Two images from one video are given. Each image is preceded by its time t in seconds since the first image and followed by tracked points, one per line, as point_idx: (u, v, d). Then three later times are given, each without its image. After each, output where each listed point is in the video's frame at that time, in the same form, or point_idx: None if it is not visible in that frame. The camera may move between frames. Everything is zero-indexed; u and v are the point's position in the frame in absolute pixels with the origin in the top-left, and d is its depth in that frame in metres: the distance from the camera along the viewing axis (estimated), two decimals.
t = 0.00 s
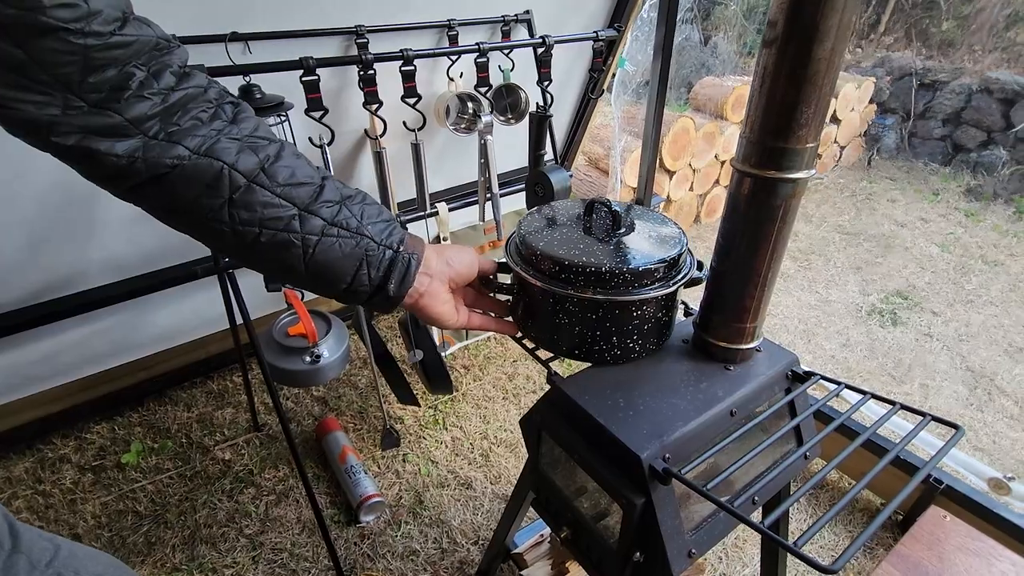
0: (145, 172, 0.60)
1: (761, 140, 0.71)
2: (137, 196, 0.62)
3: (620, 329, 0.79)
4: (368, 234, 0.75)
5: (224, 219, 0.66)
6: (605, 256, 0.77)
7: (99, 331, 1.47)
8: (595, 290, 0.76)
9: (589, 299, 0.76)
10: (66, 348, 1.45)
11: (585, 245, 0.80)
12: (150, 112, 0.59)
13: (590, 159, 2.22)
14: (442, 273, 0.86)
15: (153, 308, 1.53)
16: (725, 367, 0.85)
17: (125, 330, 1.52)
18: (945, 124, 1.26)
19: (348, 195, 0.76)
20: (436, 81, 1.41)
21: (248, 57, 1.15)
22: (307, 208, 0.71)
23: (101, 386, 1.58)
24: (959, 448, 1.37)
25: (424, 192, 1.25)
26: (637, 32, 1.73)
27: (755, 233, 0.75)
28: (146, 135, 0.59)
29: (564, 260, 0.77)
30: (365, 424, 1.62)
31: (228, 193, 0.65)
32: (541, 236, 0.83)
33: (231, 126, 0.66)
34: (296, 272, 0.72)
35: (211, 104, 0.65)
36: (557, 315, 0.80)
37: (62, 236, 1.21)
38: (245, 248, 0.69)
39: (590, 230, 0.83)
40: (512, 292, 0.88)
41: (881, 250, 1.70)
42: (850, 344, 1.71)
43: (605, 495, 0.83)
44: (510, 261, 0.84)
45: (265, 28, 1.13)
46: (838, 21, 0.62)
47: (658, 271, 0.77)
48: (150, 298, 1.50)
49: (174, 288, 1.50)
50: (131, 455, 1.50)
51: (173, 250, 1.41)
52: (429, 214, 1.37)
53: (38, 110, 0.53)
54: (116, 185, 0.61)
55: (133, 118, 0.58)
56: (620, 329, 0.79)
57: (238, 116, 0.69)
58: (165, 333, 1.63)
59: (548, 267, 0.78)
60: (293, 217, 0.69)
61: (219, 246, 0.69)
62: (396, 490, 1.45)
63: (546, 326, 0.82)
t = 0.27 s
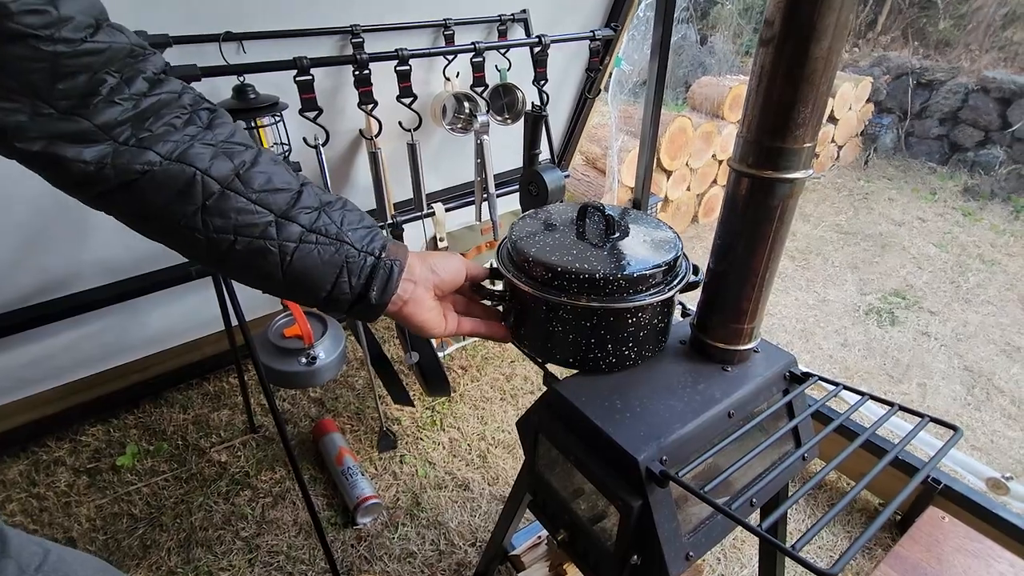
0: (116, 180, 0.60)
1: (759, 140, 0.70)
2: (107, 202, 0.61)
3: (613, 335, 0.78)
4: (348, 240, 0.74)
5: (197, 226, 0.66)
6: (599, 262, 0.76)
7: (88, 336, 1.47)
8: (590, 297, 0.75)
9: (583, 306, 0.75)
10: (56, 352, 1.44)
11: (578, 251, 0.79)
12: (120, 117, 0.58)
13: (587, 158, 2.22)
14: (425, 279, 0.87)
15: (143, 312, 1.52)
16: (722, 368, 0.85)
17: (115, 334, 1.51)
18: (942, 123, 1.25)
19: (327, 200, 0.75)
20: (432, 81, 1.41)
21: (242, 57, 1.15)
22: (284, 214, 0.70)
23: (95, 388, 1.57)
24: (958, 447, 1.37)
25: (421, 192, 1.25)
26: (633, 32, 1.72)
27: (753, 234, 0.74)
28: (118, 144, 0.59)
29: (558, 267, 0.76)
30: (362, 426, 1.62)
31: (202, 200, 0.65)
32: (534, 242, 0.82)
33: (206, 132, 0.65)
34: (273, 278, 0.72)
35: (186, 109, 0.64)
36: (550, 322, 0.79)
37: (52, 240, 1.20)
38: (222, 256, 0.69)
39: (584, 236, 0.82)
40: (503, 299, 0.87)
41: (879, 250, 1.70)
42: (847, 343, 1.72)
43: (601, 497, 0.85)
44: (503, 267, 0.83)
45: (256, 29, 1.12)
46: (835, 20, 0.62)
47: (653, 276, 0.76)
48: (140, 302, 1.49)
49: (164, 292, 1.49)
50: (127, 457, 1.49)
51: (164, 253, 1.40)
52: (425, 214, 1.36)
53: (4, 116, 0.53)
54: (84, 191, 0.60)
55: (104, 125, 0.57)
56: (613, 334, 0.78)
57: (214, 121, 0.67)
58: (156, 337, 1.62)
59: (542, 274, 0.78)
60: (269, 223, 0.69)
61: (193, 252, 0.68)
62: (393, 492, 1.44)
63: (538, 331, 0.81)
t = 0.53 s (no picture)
0: (41, 148, 0.49)
1: (760, 135, 0.69)
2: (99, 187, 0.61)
3: (614, 331, 0.78)
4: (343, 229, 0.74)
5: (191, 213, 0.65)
6: (600, 257, 0.76)
7: (84, 334, 1.46)
8: (590, 292, 0.75)
9: (583, 301, 0.75)
10: (52, 351, 1.43)
11: (580, 246, 0.78)
12: (69, 93, 0.49)
13: (586, 156, 2.21)
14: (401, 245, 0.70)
15: (140, 310, 1.51)
16: (724, 366, 0.84)
17: (112, 332, 1.50)
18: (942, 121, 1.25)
19: (299, 166, 0.63)
20: (430, 78, 1.40)
21: (239, 52, 1.14)
22: (243, 184, 0.58)
23: (92, 387, 1.56)
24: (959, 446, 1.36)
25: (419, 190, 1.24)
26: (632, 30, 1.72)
27: (755, 231, 0.74)
28: (52, 112, 0.49)
29: (559, 262, 0.75)
30: (360, 425, 1.61)
31: (149, 172, 0.53)
32: (535, 236, 0.81)
33: (168, 97, 0.55)
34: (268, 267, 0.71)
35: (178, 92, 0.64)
36: (551, 317, 0.79)
37: (48, 237, 1.20)
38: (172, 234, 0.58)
39: (586, 231, 0.82)
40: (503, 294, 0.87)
41: (880, 248, 1.67)
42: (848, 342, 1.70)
43: (602, 496, 0.83)
44: (504, 262, 0.83)
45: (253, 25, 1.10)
46: (838, 14, 0.61)
47: (654, 272, 0.75)
48: (136, 300, 1.48)
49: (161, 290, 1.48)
50: (124, 457, 1.48)
51: (161, 249, 1.39)
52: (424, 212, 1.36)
53: None
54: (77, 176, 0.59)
55: (47, 101, 0.48)
56: (614, 330, 0.78)
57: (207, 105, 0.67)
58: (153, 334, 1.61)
59: (543, 269, 0.77)
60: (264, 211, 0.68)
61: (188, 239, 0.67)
62: (392, 491, 1.44)
63: (539, 326, 0.81)
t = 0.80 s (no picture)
0: None
1: (762, 133, 0.69)
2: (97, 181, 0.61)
3: (614, 330, 0.78)
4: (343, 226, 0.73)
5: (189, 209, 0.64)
6: (601, 256, 0.76)
7: (82, 334, 1.45)
8: (591, 291, 0.74)
9: (584, 300, 0.74)
10: (50, 351, 1.43)
11: (581, 244, 0.78)
12: None
13: (586, 155, 2.21)
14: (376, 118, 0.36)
15: (140, 310, 1.51)
16: (725, 364, 0.84)
17: (112, 332, 1.50)
18: (945, 120, 1.23)
19: (208, 61, 0.39)
20: (429, 76, 1.40)
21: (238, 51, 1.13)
22: (157, 104, 0.37)
23: (91, 388, 1.55)
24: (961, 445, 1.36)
25: (418, 189, 1.24)
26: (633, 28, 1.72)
27: (757, 229, 0.73)
28: None
29: (559, 261, 0.75)
30: (360, 424, 1.61)
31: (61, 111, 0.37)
32: (535, 234, 0.81)
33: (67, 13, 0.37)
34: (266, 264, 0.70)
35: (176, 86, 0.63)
36: (551, 316, 0.79)
37: (47, 236, 1.19)
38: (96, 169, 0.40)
39: (587, 230, 0.81)
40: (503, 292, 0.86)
41: (879, 246, 1.75)
42: (849, 341, 1.62)
43: (603, 495, 0.83)
44: (504, 260, 0.82)
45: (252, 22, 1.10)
46: (840, 11, 0.61)
47: (655, 272, 0.75)
48: (135, 299, 1.48)
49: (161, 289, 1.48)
50: (123, 457, 1.47)
51: (160, 248, 1.39)
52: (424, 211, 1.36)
53: None
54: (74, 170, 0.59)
55: None
56: (614, 330, 0.78)
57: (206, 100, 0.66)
58: (153, 334, 1.61)
59: (543, 268, 0.77)
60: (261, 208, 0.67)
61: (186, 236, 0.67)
62: (392, 491, 1.43)
63: (539, 326, 0.81)
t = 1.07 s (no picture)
0: (18, 118, 0.40)
1: (763, 131, 0.69)
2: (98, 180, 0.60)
3: (615, 329, 0.78)
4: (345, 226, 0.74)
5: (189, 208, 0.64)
6: (601, 254, 0.76)
7: (83, 333, 1.45)
8: (591, 291, 0.74)
9: (585, 299, 0.74)
10: (51, 351, 1.43)
11: (581, 243, 0.78)
12: (42, 59, 0.39)
13: (586, 154, 2.21)
14: (420, 184, 0.46)
15: (140, 309, 1.51)
16: (726, 363, 0.83)
17: (113, 331, 1.50)
18: (942, 119, 1.24)
19: (258, 90, 0.43)
20: (429, 75, 1.40)
21: (237, 50, 1.12)
22: (209, 130, 0.42)
23: (91, 387, 1.55)
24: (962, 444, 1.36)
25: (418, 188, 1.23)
26: (633, 27, 1.71)
27: (758, 227, 0.73)
28: (19, 77, 0.39)
29: (559, 259, 0.75)
30: (361, 424, 1.60)
31: (116, 133, 0.41)
32: (535, 233, 0.81)
33: (116, 39, 0.41)
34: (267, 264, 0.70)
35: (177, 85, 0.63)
36: (552, 315, 0.78)
37: (47, 236, 1.19)
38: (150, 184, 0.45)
39: (587, 229, 0.81)
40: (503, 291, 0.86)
41: (879, 245, 1.72)
42: (849, 339, 1.66)
43: (604, 494, 0.83)
44: (504, 259, 0.82)
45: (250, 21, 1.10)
46: (842, 9, 0.61)
47: (656, 271, 0.75)
48: (136, 298, 1.48)
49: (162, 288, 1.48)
50: (124, 457, 1.47)
51: (161, 248, 1.39)
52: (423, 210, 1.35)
53: None
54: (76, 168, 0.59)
55: (14, 67, 0.39)
56: (615, 329, 0.78)
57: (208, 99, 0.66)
58: (154, 333, 1.61)
59: (543, 267, 0.77)
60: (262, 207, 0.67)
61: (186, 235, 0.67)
62: (393, 490, 1.43)
63: (540, 325, 0.81)
